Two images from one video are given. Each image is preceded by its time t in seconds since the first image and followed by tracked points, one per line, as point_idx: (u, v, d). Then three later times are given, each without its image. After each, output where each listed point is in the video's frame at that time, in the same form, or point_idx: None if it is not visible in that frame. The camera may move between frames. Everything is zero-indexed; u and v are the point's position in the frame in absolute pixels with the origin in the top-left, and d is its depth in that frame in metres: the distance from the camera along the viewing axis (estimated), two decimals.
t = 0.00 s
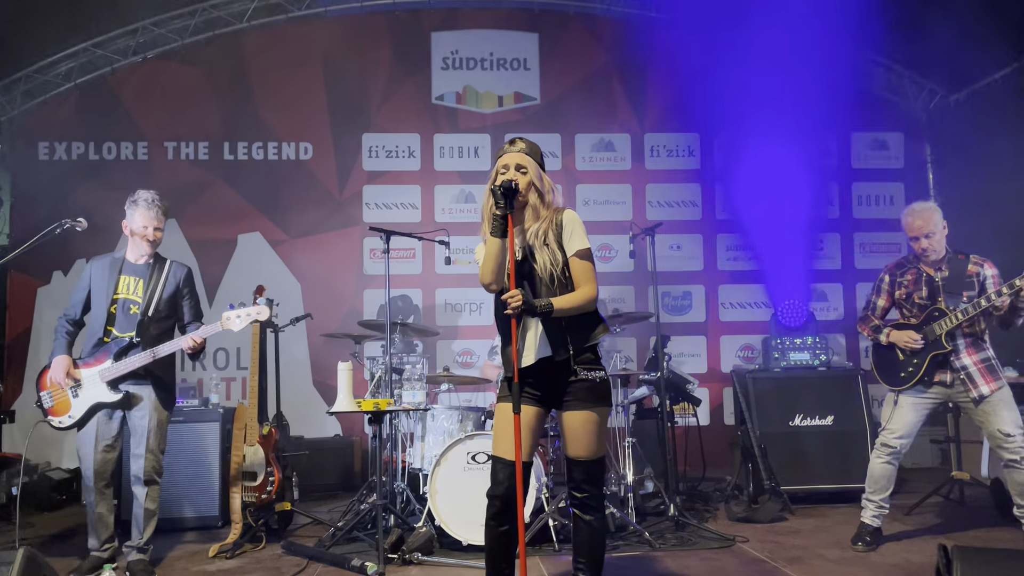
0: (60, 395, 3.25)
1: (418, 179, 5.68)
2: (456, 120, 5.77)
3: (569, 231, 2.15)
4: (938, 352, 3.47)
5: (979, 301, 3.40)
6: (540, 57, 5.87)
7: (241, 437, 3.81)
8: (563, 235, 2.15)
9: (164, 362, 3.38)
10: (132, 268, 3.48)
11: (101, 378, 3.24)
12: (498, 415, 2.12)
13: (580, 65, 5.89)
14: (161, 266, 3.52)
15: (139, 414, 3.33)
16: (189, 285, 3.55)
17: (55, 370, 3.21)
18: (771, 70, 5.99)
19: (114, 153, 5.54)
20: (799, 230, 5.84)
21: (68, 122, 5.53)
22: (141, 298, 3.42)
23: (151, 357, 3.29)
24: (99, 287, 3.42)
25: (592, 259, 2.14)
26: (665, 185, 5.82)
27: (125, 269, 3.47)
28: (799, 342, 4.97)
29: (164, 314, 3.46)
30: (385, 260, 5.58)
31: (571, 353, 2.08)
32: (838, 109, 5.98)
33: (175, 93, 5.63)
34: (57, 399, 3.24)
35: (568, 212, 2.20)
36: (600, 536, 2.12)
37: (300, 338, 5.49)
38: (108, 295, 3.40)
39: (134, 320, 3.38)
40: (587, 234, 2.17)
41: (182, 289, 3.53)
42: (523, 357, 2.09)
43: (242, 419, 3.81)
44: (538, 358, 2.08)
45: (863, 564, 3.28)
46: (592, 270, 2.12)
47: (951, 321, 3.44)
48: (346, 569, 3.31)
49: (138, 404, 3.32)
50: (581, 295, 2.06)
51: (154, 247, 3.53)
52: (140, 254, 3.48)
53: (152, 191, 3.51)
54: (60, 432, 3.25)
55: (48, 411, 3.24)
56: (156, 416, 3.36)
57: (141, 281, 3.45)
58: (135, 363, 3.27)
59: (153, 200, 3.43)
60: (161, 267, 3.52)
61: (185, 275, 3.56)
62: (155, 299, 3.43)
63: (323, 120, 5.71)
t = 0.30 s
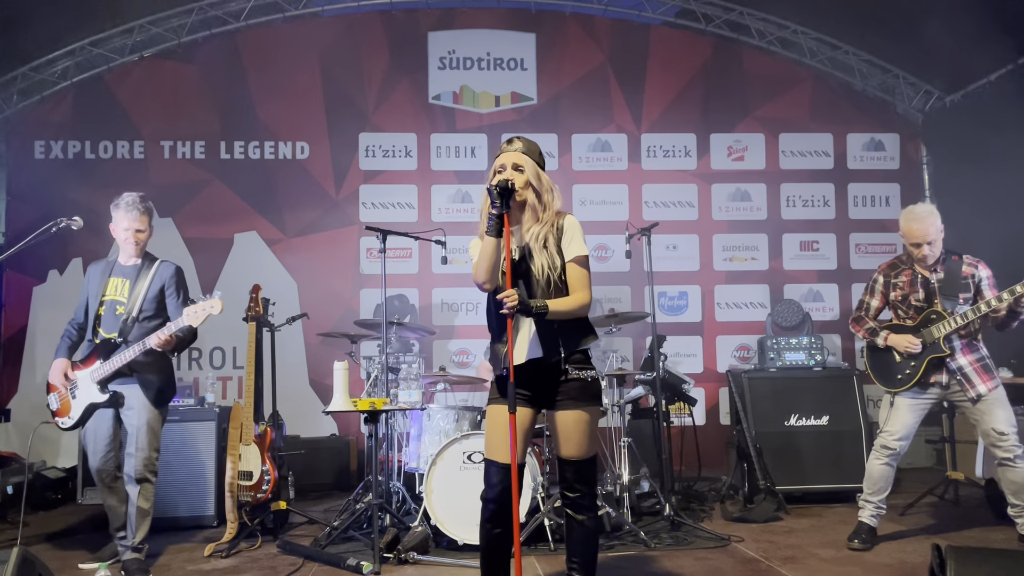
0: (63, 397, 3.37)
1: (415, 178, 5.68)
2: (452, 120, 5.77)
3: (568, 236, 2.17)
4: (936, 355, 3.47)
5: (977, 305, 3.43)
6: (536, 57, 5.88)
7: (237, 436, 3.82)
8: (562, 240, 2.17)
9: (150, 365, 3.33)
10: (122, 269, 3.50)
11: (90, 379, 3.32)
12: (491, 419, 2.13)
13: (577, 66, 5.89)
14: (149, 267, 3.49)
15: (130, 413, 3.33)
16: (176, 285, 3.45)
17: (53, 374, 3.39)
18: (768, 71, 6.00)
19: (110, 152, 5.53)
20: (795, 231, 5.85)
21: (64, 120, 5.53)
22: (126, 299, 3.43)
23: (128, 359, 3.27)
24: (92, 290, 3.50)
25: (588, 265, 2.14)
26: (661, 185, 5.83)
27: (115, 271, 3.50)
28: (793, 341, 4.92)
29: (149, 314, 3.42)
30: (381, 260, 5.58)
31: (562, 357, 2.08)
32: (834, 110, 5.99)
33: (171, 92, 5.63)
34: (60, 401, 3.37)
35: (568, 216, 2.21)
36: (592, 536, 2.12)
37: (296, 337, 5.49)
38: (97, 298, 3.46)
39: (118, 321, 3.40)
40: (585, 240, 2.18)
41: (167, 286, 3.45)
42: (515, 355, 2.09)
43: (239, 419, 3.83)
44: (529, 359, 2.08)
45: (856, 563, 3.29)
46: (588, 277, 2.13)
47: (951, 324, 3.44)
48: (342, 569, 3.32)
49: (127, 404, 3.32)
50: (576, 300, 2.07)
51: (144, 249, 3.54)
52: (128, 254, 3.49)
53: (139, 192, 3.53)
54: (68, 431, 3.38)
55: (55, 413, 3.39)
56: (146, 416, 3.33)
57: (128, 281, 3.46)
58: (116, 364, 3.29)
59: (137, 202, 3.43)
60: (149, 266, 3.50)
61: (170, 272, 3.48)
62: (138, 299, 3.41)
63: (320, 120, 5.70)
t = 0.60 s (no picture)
0: (65, 398, 3.40)
1: (413, 177, 5.68)
2: (451, 119, 5.77)
3: (566, 239, 2.18)
4: (930, 356, 3.48)
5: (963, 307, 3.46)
6: (535, 56, 5.88)
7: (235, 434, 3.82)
8: (562, 244, 2.18)
9: (136, 358, 3.35)
10: (110, 271, 3.56)
11: (79, 378, 3.35)
12: (481, 416, 2.11)
13: (576, 65, 5.90)
14: (134, 268, 3.55)
15: (120, 410, 3.34)
16: (159, 279, 3.49)
17: (50, 377, 3.41)
18: (766, 71, 6.01)
19: (108, 150, 5.53)
20: (793, 231, 5.85)
21: (62, 118, 5.53)
22: (111, 299, 3.48)
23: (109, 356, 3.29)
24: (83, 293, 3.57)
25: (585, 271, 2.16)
26: (659, 185, 5.83)
27: (104, 273, 3.56)
28: (791, 340, 4.95)
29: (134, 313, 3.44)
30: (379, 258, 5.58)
31: (553, 360, 2.09)
32: (832, 110, 6.00)
33: (169, 90, 5.62)
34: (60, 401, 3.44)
35: (567, 219, 2.23)
36: (586, 534, 2.13)
37: (294, 336, 5.49)
38: (86, 300, 3.52)
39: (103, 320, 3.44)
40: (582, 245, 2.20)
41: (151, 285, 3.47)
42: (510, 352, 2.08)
43: (236, 417, 3.85)
44: (522, 359, 2.06)
45: (852, 562, 3.30)
46: (583, 281, 2.15)
47: (945, 323, 3.46)
48: (339, 567, 3.32)
49: (117, 400, 3.35)
50: (572, 304, 2.09)
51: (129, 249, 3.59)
52: (112, 256, 3.54)
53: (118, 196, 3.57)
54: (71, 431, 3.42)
55: (60, 415, 3.42)
56: (133, 411, 3.33)
57: (114, 283, 3.52)
58: (104, 359, 3.31)
59: (113, 203, 3.46)
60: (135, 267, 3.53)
61: (154, 271, 3.50)
62: (122, 298, 3.45)
63: (318, 118, 5.70)
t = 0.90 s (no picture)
0: (65, 396, 3.48)
1: (413, 177, 5.69)
2: (451, 119, 5.77)
3: (564, 244, 2.22)
4: (913, 357, 3.48)
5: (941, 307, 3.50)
6: (535, 55, 5.88)
7: (234, 433, 3.82)
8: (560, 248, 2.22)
9: (127, 355, 3.44)
10: (104, 271, 3.66)
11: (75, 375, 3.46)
12: (469, 415, 2.09)
13: (576, 64, 5.90)
14: (125, 267, 3.63)
15: (111, 407, 3.45)
16: (148, 277, 3.56)
17: (50, 374, 3.50)
18: (767, 71, 6.01)
19: (108, 148, 5.53)
20: (793, 231, 5.86)
21: (63, 116, 5.53)
22: (103, 298, 3.58)
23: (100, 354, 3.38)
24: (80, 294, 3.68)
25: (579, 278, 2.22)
26: (659, 185, 5.84)
27: (98, 274, 3.67)
28: (791, 340, 4.97)
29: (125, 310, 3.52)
30: (379, 257, 5.59)
31: (547, 362, 2.10)
32: (833, 112, 6.00)
33: (169, 89, 5.62)
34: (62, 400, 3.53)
35: (564, 223, 2.26)
36: (579, 537, 2.11)
37: (294, 334, 5.50)
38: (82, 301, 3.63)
39: (97, 319, 3.54)
40: (577, 251, 2.25)
41: (140, 283, 3.56)
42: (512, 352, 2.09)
43: (236, 415, 3.86)
44: (519, 357, 2.07)
45: (852, 562, 3.30)
46: (577, 287, 2.20)
47: (927, 324, 3.46)
48: (339, 565, 3.32)
49: (109, 398, 3.45)
50: (567, 308, 2.14)
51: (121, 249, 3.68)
52: (101, 257, 3.62)
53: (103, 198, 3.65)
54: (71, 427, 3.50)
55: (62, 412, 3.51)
56: (123, 408, 3.44)
57: (107, 283, 3.62)
58: (96, 357, 3.41)
59: (98, 206, 3.55)
60: (126, 266, 3.63)
61: (144, 269, 3.59)
62: (114, 297, 3.53)
63: (319, 118, 5.70)
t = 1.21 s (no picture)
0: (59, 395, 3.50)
1: (415, 176, 5.68)
2: (453, 117, 5.77)
3: (563, 247, 2.23)
4: (911, 357, 3.47)
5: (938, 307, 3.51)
6: (537, 54, 5.87)
7: (236, 431, 3.83)
8: (559, 250, 2.23)
9: (121, 355, 3.49)
10: (98, 270, 3.70)
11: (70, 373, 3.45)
12: (464, 411, 2.09)
13: (578, 63, 5.89)
14: (120, 266, 3.67)
15: (99, 408, 3.48)
16: (143, 276, 3.60)
17: (46, 373, 3.52)
18: (769, 69, 5.99)
19: (110, 147, 5.53)
20: (794, 230, 5.85)
21: (64, 115, 5.52)
22: (98, 297, 3.61)
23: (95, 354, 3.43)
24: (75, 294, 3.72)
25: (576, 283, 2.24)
26: (661, 184, 5.83)
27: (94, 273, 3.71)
28: (793, 340, 4.97)
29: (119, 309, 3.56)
30: (381, 256, 5.59)
31: (547, 361, 2.12)
32: (836, 111, 5.99)
33: (171, 88, 5.62)
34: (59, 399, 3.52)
35: (564, 227, 2.26)
36: (579, 536, 2.10)
37: (295, 333, 5.49)
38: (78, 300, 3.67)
39: (92, 319, 3.58)
40: (575, 256, 2.27)
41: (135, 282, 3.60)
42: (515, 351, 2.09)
43: (237, 413, 3.86)
44: (525, 355, 2.08)
45: (855, 562, 3.29)
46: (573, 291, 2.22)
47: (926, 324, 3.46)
48: (340, 563, 3.32)
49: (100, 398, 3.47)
50: (564, 311, 2.15)
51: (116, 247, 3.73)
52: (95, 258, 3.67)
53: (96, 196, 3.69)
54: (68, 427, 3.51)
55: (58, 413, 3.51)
56: (112, 409, 3.46)
57: (102, 282, 3.66)
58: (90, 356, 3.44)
59: (90, 206, 3.57)
60: (121, 265, 3.67)
61: (138, 268, 3.63)
62: (108, 296, 3.57)
63: (320, 116, 5.70)
